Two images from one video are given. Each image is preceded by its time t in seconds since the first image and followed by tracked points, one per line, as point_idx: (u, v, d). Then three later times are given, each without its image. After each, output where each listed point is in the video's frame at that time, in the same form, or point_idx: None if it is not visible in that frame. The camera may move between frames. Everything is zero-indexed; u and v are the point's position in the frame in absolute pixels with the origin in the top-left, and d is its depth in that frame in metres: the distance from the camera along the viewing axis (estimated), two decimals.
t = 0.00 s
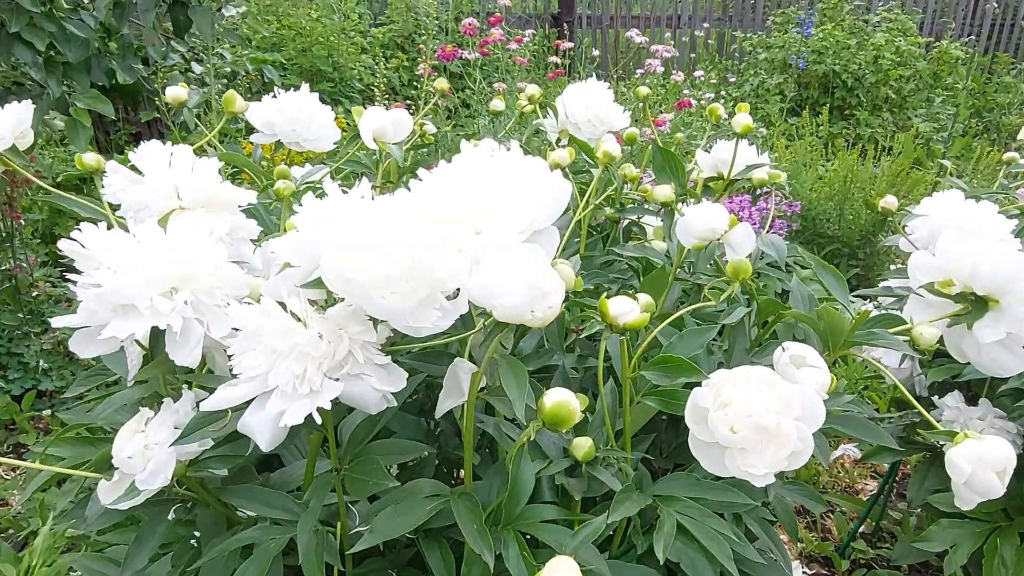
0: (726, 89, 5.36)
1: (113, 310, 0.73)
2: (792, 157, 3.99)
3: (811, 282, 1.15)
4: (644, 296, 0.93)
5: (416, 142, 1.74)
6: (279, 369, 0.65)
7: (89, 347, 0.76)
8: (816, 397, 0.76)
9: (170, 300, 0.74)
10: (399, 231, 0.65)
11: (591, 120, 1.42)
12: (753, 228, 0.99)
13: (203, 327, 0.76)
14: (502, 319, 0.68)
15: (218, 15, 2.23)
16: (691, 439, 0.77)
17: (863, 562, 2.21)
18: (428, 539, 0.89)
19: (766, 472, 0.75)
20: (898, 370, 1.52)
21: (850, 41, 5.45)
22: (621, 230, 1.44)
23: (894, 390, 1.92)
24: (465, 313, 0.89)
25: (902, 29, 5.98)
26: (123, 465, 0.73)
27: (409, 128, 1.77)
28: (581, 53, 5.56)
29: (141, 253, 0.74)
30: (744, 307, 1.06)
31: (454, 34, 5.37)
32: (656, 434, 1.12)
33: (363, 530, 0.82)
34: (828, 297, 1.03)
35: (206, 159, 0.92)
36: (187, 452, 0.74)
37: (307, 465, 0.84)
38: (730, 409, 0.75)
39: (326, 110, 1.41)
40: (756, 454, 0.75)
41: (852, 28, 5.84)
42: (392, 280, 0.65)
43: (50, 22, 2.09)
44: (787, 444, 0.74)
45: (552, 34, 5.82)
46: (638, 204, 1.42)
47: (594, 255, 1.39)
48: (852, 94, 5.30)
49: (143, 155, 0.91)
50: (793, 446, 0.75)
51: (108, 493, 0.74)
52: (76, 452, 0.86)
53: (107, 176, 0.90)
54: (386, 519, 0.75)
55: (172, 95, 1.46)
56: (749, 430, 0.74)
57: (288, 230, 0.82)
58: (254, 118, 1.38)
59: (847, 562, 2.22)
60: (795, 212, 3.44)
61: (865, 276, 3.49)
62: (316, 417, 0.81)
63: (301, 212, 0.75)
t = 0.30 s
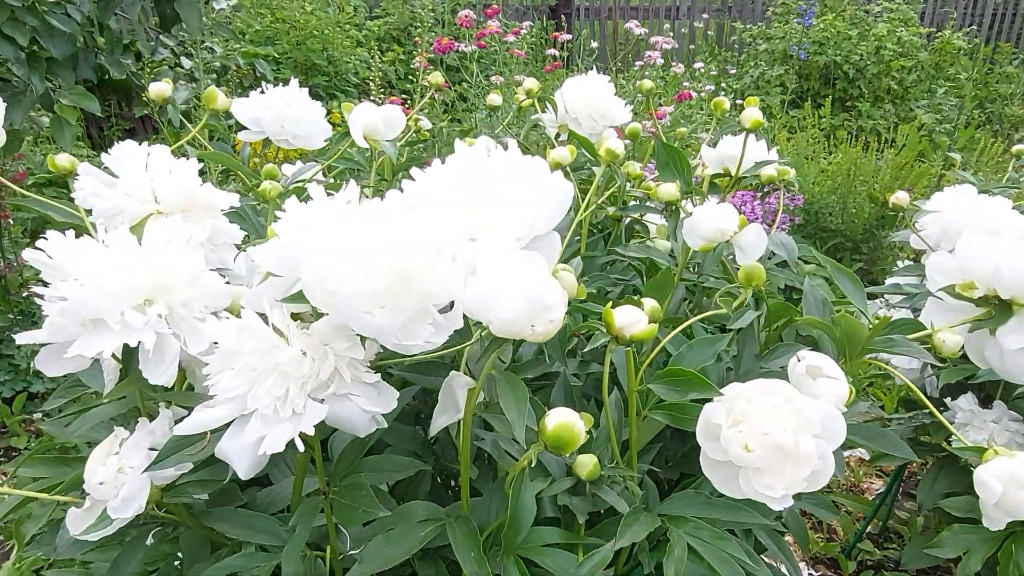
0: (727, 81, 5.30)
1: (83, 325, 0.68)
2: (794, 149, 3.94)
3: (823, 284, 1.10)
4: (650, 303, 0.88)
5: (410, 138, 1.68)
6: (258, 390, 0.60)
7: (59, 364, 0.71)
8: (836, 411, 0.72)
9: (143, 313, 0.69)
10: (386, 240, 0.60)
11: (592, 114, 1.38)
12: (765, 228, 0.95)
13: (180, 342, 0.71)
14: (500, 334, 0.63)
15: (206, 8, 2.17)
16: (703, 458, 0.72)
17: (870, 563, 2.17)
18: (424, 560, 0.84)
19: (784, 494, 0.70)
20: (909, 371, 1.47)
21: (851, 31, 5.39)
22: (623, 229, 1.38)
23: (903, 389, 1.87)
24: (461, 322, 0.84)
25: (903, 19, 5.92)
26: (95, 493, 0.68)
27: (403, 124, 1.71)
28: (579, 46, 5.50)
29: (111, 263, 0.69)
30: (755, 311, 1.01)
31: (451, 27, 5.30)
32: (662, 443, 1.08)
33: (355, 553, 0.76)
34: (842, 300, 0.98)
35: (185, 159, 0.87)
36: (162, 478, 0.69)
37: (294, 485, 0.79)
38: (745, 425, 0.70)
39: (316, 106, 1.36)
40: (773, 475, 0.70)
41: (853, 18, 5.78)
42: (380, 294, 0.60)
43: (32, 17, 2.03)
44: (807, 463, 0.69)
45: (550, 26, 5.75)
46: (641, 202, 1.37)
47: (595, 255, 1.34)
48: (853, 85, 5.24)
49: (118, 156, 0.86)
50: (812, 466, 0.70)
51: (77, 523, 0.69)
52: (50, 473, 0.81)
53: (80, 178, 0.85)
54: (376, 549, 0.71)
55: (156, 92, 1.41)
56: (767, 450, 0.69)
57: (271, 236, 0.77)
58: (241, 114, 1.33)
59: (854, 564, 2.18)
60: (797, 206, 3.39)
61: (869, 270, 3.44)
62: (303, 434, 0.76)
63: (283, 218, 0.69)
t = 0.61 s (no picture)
0: (726, 72, 5.24)
1: (46, 338, 0.64)
2: (794, 141, 3.89)
3: (832, 285, 1.05)
4: (653, 307, 0.84)
5: (404, 133, 1.64)
6: (231, 411, 0.56)
7: (23, 380, 0.67)
8: (853, 425, 0.67)
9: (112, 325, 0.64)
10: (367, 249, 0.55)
11: (591, 108, 1.34)
12: (773, 227, 0.89)
13: (151, 355, 0.67)
14: (494, 348, 0.58)
15: None
16: (712, 475, 0.68)
17: (875, 563, 2.13)
18: None
19: (799, 514, 0.65)
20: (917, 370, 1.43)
21: (852, 22, 5.34)
22: (623, 226, 1.33)
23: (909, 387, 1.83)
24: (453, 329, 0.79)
25: (904, 9, 5.86)
26: (62, 518, 0.65)
27: (396, 119, 1.66)
28: (577, 37, 5.44)
29: (76, 272, 0.64)
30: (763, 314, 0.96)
31: (447, 18, 5.23)
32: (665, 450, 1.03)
33: None
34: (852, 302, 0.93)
35: (160, 159, 0.82)
36: (133, 500, 0.65)
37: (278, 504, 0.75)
38: (757, 441, 0.66)
39: (304, 101, 1.30)
40: (787, 494, 0.66)
41: (853, 9, 5.72)
42: (362, 307, 0.55)
43: (13, 10, 1.97)
44: (822, 482, 0.65)
45: (548, 18, 5.69)
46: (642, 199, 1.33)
47: (596, 254, 1.29)
48: (854, 77, 5.19)
49: (89, 155, 0.81)
50: (828, 483, 0.65)
51: (43, 550, 0.65)
52: (19, 492, 0.77)
53: (49, 179, 0.80)
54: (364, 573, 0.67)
55: (137, 87, 1.35)
56: (779, 468, 0.65)
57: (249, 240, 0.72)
58: (226, 109, 1.28)
59: (858, 565, 2.14)
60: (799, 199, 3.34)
61: (870, 264, 3.39)
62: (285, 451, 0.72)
63: (261, 222, 0.65)
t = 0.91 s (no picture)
0: (725, 64, 5.19)
1: (4, 355, 0.60)
2: (793, 134, 3.85)
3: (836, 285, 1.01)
4: (651, 312, 0.80)
5: (395, 129, 1.59)
6: (200, 435, 0.52)
7: None
8: (863, 438, 0.64)
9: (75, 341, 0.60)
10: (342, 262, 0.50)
11: (587, 103, 1.30)
12: (777, 228, 0.86)
13: (118, 372, 0.63)
14: (482, 365, 0.54)
15: None
16: (715, 495, 0.64)
17: (877, 563, 2.10)
18: None
19: (807, 536, 0.62)
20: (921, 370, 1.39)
21: (851, 14, 5.29)
22: (621, 223, 1.29)
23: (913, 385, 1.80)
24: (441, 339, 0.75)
25: None
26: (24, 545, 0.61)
27: (387, 115, 1.62)
28: (573, 30, 5.38)
29: (35, 285, 0.60)
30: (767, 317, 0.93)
31: (441, 12, 5.17)
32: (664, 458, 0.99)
33: None
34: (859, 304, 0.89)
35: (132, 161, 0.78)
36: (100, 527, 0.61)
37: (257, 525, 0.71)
38: (763, 458, 0.62)
39: (290, 97, 1.26)
40: (795, 515, 0.62)
41: None
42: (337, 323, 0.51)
43: None
44: (833, 503, 0.61)
45: (544, 11, 5.63)
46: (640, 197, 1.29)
47: (592, 254, 1.25)
48: (853, 68, 5.15)
49: (56, 156, 0.77)
50: (839, 503, 0.62)
51: None
52: None
53: (15, 183, 0.76)
54: None
55: (117, 84, 1.30)
56: (786, 487, 0.61)
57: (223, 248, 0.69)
58: (209, 107, 1.23)
59: (861, 565, 2.11)
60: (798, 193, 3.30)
61: (870, 258, 3.36)
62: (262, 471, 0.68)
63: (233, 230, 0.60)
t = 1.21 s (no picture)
0: (723, 55, 5.15)
1: None
2: (791, 126, 3.81)
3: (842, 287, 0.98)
4: (651, 317, 0.77)
5: (387, 126, 1.55)
6: (169, 463, 0.48)
7: None
8: (877, 454, 0.60)
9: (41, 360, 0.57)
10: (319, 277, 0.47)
11: (583, 99, 1.26)
12: (782, 230, 0.82)
13: (87, 390, 0.59)
14: (472, 384, 0.50)
15: None
16: (722, 515, 0.61)
17: (880, 563, 2.07)
18: None
19: (819, 560, 0.59)
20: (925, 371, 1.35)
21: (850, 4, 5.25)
22: (619, 222, 1.25)
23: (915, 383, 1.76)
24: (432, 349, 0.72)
25: None
26: None
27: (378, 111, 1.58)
28: (569, 22, 5.33)
29: None
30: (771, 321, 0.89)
31: (436, 4, 5.12)
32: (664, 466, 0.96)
33: None
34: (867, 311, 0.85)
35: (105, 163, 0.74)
36: (69, 554, 0.58)
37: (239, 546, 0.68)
38: (772, 477, 0.58)
39: (278, 93, 1.22)
40: (807, 537, 0.59)
41: None
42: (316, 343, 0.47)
43: None
44: (848, 522, 0.58)
45: (539, 4, 5.58)
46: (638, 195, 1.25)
47: (590, 253, 1.21)
48: (852, 59, 5.11)
49: (24, 159, 0.73)
50: (853, 524, 0.58)
51: None
52: None
53: None
54: None
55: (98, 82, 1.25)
56: (797, 506, 0.58)
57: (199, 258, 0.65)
58: (193, 105, 1.19)
59: (864, 564, 2.08)
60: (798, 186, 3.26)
61: (871, 252, 3.32)
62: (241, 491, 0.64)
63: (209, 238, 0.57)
